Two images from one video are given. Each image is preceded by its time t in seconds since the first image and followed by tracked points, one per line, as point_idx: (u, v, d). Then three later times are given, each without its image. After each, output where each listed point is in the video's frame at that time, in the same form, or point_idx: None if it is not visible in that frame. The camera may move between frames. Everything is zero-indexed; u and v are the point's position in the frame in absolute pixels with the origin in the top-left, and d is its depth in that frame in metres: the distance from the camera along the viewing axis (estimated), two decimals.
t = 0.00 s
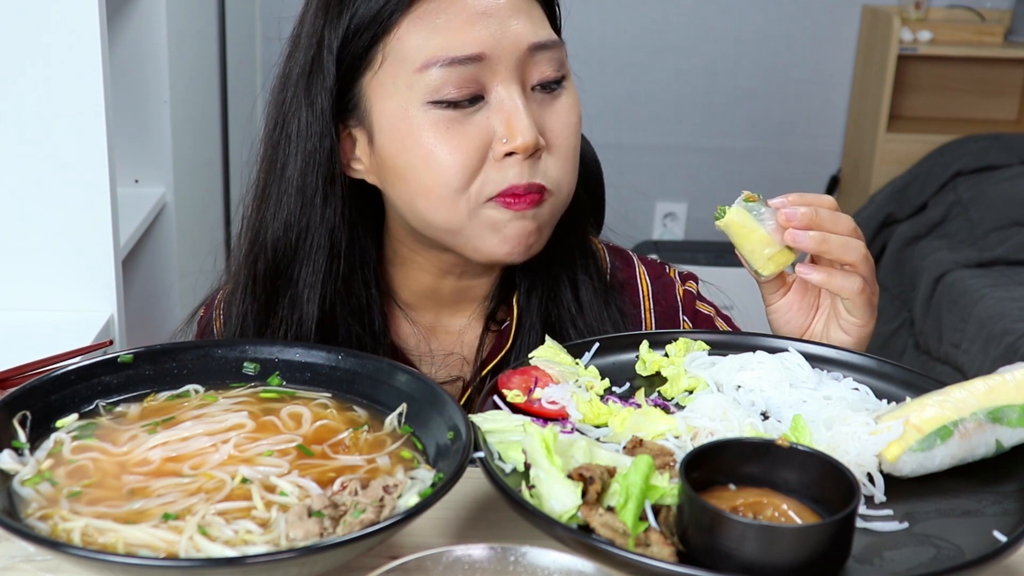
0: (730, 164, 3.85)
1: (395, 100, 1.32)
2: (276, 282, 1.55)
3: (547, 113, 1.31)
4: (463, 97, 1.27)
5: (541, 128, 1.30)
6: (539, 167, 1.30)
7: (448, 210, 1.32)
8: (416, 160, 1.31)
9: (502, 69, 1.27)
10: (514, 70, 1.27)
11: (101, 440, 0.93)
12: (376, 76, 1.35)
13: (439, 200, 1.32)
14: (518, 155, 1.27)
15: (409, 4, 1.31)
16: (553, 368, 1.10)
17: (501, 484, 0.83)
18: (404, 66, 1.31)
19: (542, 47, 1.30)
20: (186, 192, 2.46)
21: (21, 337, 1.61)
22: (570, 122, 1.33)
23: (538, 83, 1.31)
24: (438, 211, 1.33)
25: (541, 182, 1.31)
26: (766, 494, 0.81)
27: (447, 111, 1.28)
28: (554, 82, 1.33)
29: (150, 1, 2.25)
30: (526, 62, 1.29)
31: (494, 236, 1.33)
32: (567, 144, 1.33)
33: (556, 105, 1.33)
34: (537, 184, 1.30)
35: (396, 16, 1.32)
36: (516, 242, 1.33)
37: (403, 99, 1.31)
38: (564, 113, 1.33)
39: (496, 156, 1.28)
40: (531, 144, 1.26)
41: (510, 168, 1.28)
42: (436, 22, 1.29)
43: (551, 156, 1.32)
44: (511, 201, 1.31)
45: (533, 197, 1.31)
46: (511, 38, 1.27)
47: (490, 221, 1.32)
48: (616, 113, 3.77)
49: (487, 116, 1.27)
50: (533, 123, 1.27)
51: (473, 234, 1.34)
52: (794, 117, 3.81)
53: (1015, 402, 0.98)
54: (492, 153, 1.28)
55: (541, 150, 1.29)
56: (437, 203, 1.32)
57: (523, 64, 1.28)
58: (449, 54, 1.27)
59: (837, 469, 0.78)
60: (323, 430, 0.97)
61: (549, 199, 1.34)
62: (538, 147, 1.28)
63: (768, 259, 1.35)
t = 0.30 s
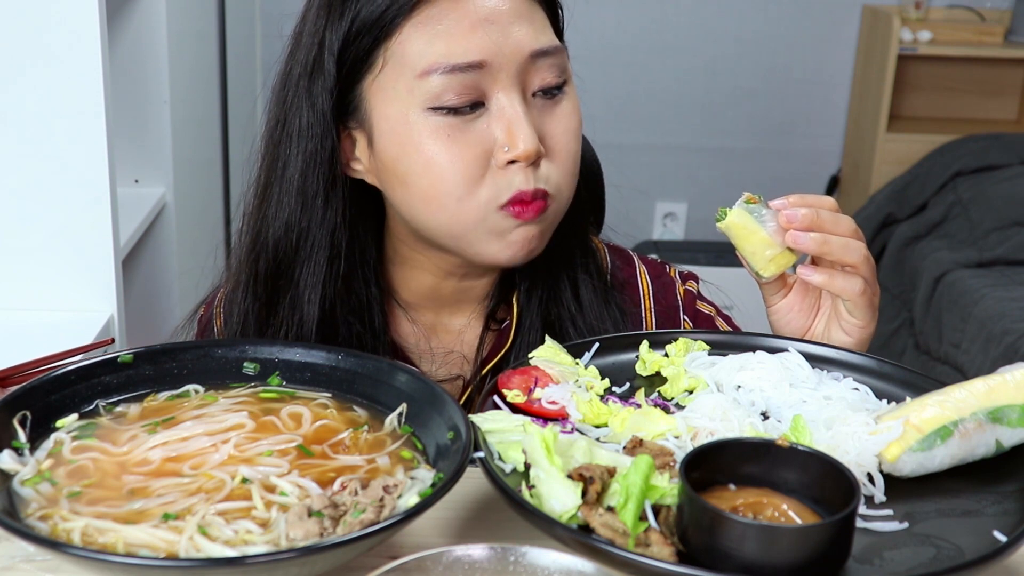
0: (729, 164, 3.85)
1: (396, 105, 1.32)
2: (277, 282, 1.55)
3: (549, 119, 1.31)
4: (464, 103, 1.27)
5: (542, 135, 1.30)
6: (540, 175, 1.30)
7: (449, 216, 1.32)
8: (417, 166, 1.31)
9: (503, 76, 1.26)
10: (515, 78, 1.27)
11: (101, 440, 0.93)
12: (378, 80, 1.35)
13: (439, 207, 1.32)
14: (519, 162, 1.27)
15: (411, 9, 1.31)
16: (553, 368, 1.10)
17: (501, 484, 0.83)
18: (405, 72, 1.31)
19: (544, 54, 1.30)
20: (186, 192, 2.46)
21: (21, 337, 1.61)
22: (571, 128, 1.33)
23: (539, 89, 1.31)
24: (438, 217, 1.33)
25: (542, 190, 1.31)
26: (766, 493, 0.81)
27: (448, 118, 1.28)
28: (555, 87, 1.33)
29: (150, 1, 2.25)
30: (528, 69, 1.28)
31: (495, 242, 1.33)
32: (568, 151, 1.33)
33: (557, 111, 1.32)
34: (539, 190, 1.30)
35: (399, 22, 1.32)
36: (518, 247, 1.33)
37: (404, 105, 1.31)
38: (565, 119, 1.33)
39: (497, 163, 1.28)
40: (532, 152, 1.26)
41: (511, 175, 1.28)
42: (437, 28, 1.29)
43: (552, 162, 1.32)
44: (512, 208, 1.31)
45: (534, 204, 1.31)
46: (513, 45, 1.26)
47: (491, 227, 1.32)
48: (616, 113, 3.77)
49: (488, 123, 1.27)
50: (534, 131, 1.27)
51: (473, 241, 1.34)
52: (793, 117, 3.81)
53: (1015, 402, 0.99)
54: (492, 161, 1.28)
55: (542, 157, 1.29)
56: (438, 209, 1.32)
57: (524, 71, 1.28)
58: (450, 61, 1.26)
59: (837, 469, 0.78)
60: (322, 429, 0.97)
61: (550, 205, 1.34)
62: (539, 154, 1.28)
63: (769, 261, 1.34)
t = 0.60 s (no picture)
0: (729, 164, 3.85)
1: (396, 114, 1.31)
2: (278, 282, 1.55)
3: (549, 134, 1.31)
4: (465, 117, 1.27)
5: (541, 151, 1.30)
6: (537, 190, 1.30)
7: (445, 228, 1.33)
8: (414, 176, 1.31)
9: (504, 93, 1.25)
10: (517, 93, 1.26)
11: (101, 440, 0.93)
12: (379, 88, 1.34)
13: (435, 219, 1.33)
14: (517, 179, 1.27)
15: (415, 19, 1.30)
16: (553, 368, 1.10)
17: (501, 484, 0.83)
18: (406, 81, 1.30)
19: (548, 69, 1.28)
20: (186, 192, 2.46)
21: (21, 337, 1.61)
22: (571, 143, 1.33)
23: (541, 104, 1.30)
24: (434, 228, 1.34)
25: (540, 204, 1.32)
26: (766, 493, 0.81)
27: (448, 131, 1.28)
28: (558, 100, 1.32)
29: (150, 1, 2.25)
30: (530, 84, 1.27)
31: (490, 254, 1.35)
32: (566, 166, 1.34)
33: (559, 125, 1.32)
34: (536, 204, 1.31)
35: (402, 31, 1.30)
36: (512, 257, 1.35)
37: (403, 115, 1.30)
38: (565, 134, 1.33)
39: (494, 179, 1.28)
40: (530, 170, 1.26)
41: (509, 191, 1.29)
42: (440, 38, 1.28)
43: (550, 177, 1.32)
44: (508, 221, 1.32)
45: (531, 218, 1.32)
46: (516, 61, 1.26)
47: (486, 240, 1.33)
48: (616, 113, 3.77)
49: (488, 138, 1.27)
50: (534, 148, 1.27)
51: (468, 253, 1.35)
52: (794, 117, 3.81)
53: (1015, 402, 0.98)
54: (490, 176, 1.28)
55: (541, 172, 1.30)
56: (434, 220, 1.33)
57: (526, 87, 1.27)
58: (452, 75, 1.25)
59: (837, 469, 0.78)
60: (322, 430, 0.97)
61: (546, 217, 1.35)
62: (538, 171, 1.28)
63: (767, 260, 1.35)
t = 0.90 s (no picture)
0: (729, 164, 3.85)
1: (388, 117, 1.32)
2: (277, 282, 1.55)
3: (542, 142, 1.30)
4: (455, 124, 1.26)
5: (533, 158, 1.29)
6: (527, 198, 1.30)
7: (435, 233, 1.34)
8: (405, 181, 1.32)
9: (494, 99, 1.25)
10: (509, 100, 1.25)
11: (101, 440, 0.93)
12: (373, 90, 1.35)
13: (425, 223, 1.34)
14: (506, 186, 1.27)
15: (411, 22, 1.30)
16: (553, 368, 1.10)
17: (501, 484, 0.83)
18: (399, 86, 1.30)
19: (542, 76, 1.27)
20: (185, 192, 2.45)
21: (21, 337, 1.61)
22: (565, 152, 1.32)
23: (534, 111, 1.29)
24: (424, 232, 1.35)
25: (530, 212, 1.31)
26: (767, 493, 0.81)
27: (438, 137, 1.28)
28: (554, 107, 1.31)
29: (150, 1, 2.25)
30: (522, 91, 1.26)
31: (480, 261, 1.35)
32: (560, 174, 1.33)
33: (553, 132, 1.31)
34: (528, 212, 1.31)
35: (397, 34, 1.31)
36: (504, 263, 1.35)
37: (395, 118, 1.30)
38: (559, 142, 1.31)
39: (484, 186, 1.28)
40: (518, 177, 1.26)
41: (498, 198, 1.28)
42: (433, 42, 1.28)
43: (541, 185, 1.31)
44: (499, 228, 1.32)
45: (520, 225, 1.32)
46: (508, 68, 1.25)
47: (477, 246, 1.33)
48: (616, 113, 3.77)
49: (477, 145, 1.26)
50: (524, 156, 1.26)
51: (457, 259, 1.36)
52: (794, 116, 3.81)
53: (1015, 402, 0.99)
54: (479, 183, 1.28)
55: (531, 181, 1.29)
56: (425, 225, 1.34)
57: (518, 94, 1.26)
58: (443, 80, 1.25)
59: (837, 469, 0.78)
60: (323, 429, 0.97)
61: (538, 225, 1.34)
62: (528, 179, 1.27)
63: (767, 260, 1.35)
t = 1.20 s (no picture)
0: (729, 163, 3.85)
1: (373, 112, 1.32)
2: (276, 282, 1.55)
3: (525, 141, 1.28)
4: (434, 120, 1.26)
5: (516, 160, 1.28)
6: (509, 197, 1.29)
7: (417, 229, 1.34)
8: (388, 175, 1.32)
9: (475, 97, 1.24)
10: (491, 98, 1.25)
11: (101, 440, 0.93)
12: (360, 85, 1.35)
13: (405, 217, 1.34)
14: (485, 184, 1.26)
15: (396, 18, 1.30)
16: (553, 368, 1.10)
17: (501, 484, 0.83)
18: (383, 81, 1.30)
19: (526, 75, 1.26)
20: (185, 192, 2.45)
21: (21, 337, 1.61)
22: (552, 153, 1.31)
23: (518, 109, 1.27)
24: (405, 227, 1.35)
25: (513, 210, 1.30)
26: (766, 493, 0.81)
27: (420, 132, 1.28)
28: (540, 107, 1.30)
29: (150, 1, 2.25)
30: (505, 89, 1.25)
31: (462, 258, 1.35)
32: (545, 174, 1.31)
33: (538, 132, 1.29)
34: (509, 211, 1.30)
35: (382, 29, 1.31)
36: (486, 262, 1.34)
37: (379, 113, 1.31)
38: (544, 142, 1.30)
39: (464, 183, 1.28)
40: (498, 175, 1.25)
41: (478, 195, 1.28)
42: (418, 39, 1.28)
43: (525, 186, 1.30)
44: (480, 226, 1.31)
45: (502, 223, 1.31)
46: (490, 65, 1.24)
47: (457, 243, 1.33)
48: (616, 113, 3.77)
49: (456, 142, 1.26)
50: (504, 153, 1.25)
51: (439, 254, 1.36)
52: (794, 117, 3.81)
53: (1015, 402, 0.98)
54: (459, 179, 1.28)
55: (514, 180, 1.28)
56: (406, 220, 1.34)
57: (500, 92, 1.25)
58: (426, 76, 1.25)
59: (837, 469, 0.78)
60: (322, 429, 0.97)
61: (523, 224, 1.33)
62: (508, 177, 1.26)
63: (775, 258, 1.35)
